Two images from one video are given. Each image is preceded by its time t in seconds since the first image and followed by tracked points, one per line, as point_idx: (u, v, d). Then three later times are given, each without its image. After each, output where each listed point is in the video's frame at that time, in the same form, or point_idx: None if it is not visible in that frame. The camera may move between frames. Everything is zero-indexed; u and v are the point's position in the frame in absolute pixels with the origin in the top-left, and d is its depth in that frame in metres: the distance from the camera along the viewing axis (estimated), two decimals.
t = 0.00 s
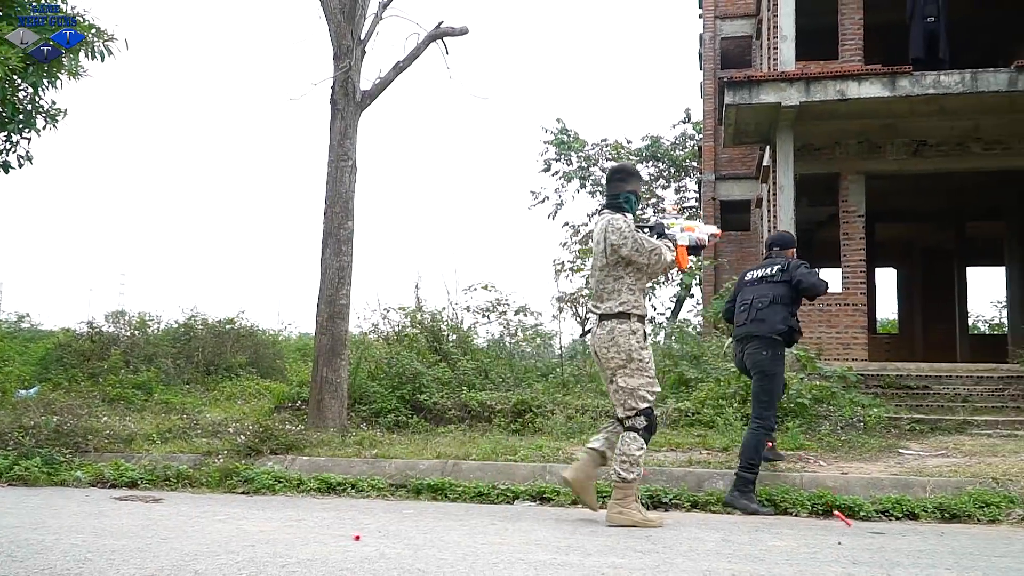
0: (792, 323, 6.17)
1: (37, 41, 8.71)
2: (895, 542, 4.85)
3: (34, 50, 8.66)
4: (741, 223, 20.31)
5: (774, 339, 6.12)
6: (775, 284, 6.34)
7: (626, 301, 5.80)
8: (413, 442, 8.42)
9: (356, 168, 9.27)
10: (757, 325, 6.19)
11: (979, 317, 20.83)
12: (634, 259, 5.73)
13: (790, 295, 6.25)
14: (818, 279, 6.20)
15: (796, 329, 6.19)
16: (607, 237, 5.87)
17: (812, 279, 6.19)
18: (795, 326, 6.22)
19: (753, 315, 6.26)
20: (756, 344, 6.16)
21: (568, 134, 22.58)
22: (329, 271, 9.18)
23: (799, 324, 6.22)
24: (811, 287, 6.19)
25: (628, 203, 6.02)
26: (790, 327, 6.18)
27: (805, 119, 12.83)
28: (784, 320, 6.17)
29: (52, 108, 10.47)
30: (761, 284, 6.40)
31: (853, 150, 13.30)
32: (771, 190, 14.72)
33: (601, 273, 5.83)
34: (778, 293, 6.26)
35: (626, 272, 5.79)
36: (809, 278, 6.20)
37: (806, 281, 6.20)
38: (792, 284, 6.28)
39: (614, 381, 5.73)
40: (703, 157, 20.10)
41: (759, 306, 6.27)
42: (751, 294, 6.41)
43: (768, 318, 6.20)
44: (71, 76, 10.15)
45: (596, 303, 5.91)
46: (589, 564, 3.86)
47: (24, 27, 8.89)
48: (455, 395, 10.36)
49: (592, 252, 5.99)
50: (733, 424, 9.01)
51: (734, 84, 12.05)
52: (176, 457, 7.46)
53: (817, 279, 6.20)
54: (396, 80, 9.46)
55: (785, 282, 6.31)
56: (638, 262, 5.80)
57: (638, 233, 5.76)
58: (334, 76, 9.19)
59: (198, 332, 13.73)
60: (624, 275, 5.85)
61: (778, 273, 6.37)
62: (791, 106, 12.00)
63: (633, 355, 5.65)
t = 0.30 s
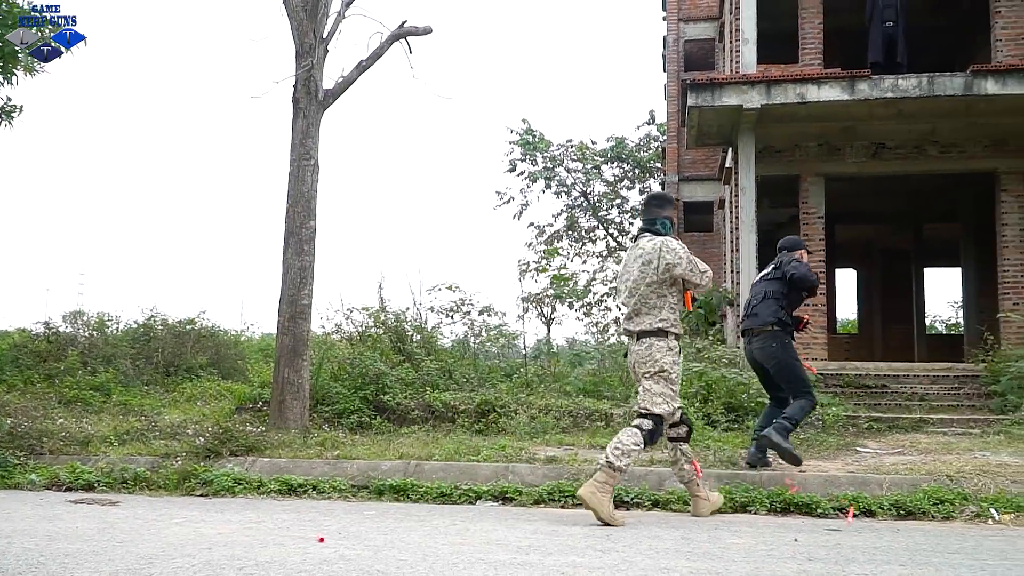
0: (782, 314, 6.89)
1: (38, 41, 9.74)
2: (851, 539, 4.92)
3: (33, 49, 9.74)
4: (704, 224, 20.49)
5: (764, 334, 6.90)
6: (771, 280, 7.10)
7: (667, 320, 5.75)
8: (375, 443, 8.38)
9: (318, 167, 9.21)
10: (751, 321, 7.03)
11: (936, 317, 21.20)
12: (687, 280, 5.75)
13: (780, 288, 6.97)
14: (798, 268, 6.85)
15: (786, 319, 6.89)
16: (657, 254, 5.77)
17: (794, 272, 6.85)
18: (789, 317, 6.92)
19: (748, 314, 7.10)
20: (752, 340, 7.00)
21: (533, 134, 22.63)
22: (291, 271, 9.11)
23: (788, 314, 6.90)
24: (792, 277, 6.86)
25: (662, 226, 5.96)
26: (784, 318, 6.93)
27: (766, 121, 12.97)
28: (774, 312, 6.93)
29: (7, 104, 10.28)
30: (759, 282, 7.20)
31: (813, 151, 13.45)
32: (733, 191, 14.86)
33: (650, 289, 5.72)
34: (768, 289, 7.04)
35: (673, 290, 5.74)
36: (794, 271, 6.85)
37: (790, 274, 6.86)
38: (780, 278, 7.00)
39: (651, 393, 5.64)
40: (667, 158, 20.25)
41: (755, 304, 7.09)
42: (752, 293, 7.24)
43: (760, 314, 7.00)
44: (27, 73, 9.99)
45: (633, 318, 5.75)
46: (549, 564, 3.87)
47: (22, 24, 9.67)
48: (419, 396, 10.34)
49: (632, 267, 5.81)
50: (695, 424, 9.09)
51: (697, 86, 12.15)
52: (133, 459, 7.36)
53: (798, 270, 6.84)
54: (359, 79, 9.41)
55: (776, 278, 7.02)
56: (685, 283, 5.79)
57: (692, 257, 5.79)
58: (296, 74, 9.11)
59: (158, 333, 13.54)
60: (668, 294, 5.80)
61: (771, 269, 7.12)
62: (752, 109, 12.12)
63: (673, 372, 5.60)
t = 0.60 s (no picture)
0: (799, 311, 7.21)
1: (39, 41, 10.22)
2: (811, 535, 4.99)
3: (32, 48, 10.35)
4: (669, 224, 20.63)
5: (783, 332, 7.22)
6: (787, 277, 7.40)
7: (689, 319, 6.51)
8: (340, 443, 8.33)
9: (282, 165, 9.14)
10: (769, 318, 7.33)
11: (897, 317, 21.55)
12: (702, 282, 6.48)
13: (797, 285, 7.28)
14: (814, 267, 7.15)
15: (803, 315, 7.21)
16: (676, 258, 6.57)
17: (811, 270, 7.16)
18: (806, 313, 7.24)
19: (765, 312, 7.40)
20: (772, 337, 7.31)
21: (500, 134, 22.63)
22: (254, 270, 9.03)
23: (804, 312, 7.22)
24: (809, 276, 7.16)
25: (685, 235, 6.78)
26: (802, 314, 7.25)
27: (730, 122, 13.10)
28: (792, 310, 7.24)
29: None
30: (772, 280, 7.51)
31: (777, 153, 13.64)
32: (698, 192, 14.99)
33: (673, 292, 6.50)
34: (784, 287, 7.34)
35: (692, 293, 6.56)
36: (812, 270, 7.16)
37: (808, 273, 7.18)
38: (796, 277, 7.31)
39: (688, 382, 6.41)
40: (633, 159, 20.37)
41: (772, 301, 7.39)
42: (765, 290, 7.54)
43: (777, 312, 7.31)
44: None
45: (658, 318, 6.50)
46: (512, 562, 3.88)
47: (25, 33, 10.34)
48: (384, 395, 10.30)
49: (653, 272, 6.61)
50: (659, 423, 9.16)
51: (663, 87, 12.23)
52: (92, 461, 7.25)
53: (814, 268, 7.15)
54: (323, 77, 9.35)
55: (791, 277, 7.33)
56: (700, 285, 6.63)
57: (708, 262, 6.54)
58: (260, 72, 9.04)
59: (120, 333, 13.34)
60: (688, 295, 6.59)
61: (785, 267, 7.42)
62: (717, 110, 12.23)
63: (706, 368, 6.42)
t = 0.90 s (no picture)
0: (808, 306, 7.59)
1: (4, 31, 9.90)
2: (774, 533, 5.04)
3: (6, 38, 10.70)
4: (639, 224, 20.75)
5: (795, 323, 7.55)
6: (792, 273, 7.74)
7: (702, 312, 6.82)
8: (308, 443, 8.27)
9: (249, 164, 9.06)
10: (781, 310, 7.60)
11: (862, 316, 21.84)
12: (713, 278, 6.81)
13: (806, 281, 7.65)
14: (828, 265, 7.57)
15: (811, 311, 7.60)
16: (689, 256, 6.92)
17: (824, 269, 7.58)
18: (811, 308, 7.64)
19: (775, 303, 7.67)
20: (781, 327, 7.61)
21: (470, 133, 22.61)
22: (220, 270, 8.95)
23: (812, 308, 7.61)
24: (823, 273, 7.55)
25: (700, 234, 7.17)
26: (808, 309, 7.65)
27: (698, 124, 13.19)
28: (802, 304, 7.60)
29: None
30: (779, 272, 7.80)
31: (744, 154, 13.77)
32: (667, 193, 15.09)
33: (684, 286, 6.84)
34: (795, 281, 7.66)
35: (702, 288, 6.85)
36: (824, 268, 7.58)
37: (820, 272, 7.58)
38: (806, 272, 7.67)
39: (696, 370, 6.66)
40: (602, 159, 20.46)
41: (780, 293, 7.67)
42: (771, 282, 7.81)
43: (789, 304, 7.61)
44: None
45: (673, 309, 6.82)
46: (478, 562, 3.88)
47: None
48: (352, 395, 10.25)
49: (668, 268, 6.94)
50: (627, 423, 9.21)
51: (631, 88, 12.30)
52: (55, 462, 7.14)
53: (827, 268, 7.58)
54: (291, 75, 9.28)
55: (801, 273, 7.69)
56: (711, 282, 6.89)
57: (720, 259, 6.88)
58: (226, 70, 8.95)
59: (84, 332, 13.15)
60: (700, 291, 6.89)
61: (793, 263, 7.75)
62: (685, 111, 12.32)
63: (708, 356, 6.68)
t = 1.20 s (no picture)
0: (793, 307, 8.09)
1: None
2: (746, 531, 5.09)
3: None
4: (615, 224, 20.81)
5: (784, 325, 8.06)
6: (776, 277, 8.20)
7: (703, 300, 7.01)
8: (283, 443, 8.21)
9: (223, 163, 9.00)
10: (769, 313, 8.12)
11: (835, 316, 22.05)
12: (717, 268, 7.04)
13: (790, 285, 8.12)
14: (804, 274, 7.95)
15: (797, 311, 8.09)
16: (695, 246, 7.11)
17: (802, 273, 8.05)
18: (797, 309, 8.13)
19: (762, 307, 8.19)
20: (770, 329, 8.13)
21: (447, 133, 22.58)
22: (192, 270, 8.87)
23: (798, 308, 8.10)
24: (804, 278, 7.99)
25: (698, 225, 7.34)
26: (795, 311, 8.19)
27: (673, 124, 13.24)
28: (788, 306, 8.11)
29: None
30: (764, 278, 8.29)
31: (718, 155, 13.84)
32: (642, 193, 15.15)
33: (690, 276, 7.03)
34: (779, 285, 8.14)
35: (705, 278, 7.06)
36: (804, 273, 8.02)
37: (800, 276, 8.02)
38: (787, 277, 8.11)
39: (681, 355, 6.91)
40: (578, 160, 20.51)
41: (767, 297, 8.17)
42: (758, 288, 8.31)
43: (775, 307, 8.14)
44: None
45: (674, 299, 7.06)
46: (451, 561, 3.88)
47: None
48: (327, 395, 10.20)
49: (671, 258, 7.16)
50: (602, 422, 9.23)
51: (607, 88, 12.34)
52: (24, 463, 7.06)
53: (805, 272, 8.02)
54: (265, 73, 9.22)
55: (783, 278, 8.15)
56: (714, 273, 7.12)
57: (724, 250, 7.09)
58: (199, 68, 8.88)
59: (55, 331, 12.99)
60: (703, 281, 7.08)
61: (777, 268, 8.21)
62: (660, 112, 12.37)
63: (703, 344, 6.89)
